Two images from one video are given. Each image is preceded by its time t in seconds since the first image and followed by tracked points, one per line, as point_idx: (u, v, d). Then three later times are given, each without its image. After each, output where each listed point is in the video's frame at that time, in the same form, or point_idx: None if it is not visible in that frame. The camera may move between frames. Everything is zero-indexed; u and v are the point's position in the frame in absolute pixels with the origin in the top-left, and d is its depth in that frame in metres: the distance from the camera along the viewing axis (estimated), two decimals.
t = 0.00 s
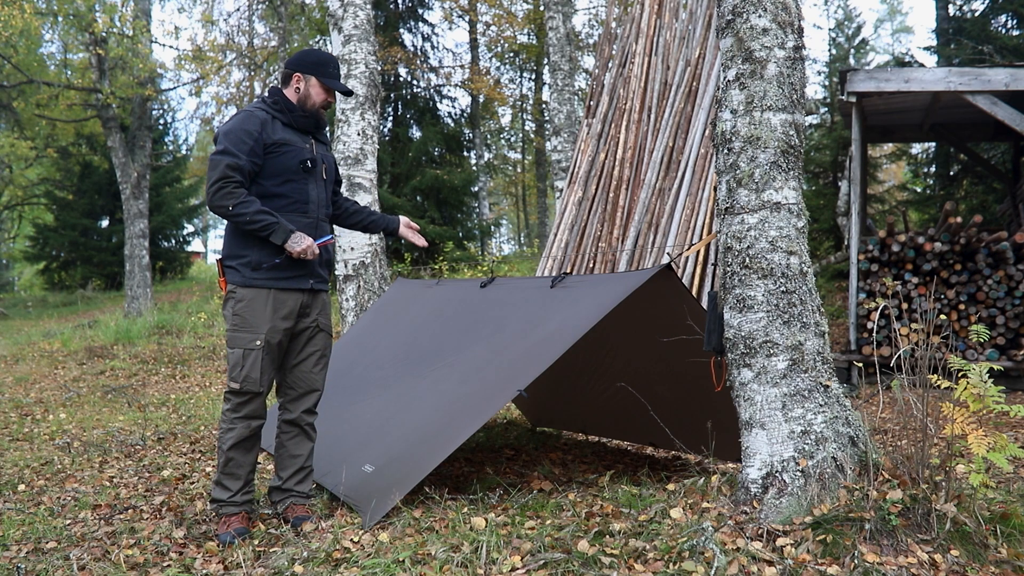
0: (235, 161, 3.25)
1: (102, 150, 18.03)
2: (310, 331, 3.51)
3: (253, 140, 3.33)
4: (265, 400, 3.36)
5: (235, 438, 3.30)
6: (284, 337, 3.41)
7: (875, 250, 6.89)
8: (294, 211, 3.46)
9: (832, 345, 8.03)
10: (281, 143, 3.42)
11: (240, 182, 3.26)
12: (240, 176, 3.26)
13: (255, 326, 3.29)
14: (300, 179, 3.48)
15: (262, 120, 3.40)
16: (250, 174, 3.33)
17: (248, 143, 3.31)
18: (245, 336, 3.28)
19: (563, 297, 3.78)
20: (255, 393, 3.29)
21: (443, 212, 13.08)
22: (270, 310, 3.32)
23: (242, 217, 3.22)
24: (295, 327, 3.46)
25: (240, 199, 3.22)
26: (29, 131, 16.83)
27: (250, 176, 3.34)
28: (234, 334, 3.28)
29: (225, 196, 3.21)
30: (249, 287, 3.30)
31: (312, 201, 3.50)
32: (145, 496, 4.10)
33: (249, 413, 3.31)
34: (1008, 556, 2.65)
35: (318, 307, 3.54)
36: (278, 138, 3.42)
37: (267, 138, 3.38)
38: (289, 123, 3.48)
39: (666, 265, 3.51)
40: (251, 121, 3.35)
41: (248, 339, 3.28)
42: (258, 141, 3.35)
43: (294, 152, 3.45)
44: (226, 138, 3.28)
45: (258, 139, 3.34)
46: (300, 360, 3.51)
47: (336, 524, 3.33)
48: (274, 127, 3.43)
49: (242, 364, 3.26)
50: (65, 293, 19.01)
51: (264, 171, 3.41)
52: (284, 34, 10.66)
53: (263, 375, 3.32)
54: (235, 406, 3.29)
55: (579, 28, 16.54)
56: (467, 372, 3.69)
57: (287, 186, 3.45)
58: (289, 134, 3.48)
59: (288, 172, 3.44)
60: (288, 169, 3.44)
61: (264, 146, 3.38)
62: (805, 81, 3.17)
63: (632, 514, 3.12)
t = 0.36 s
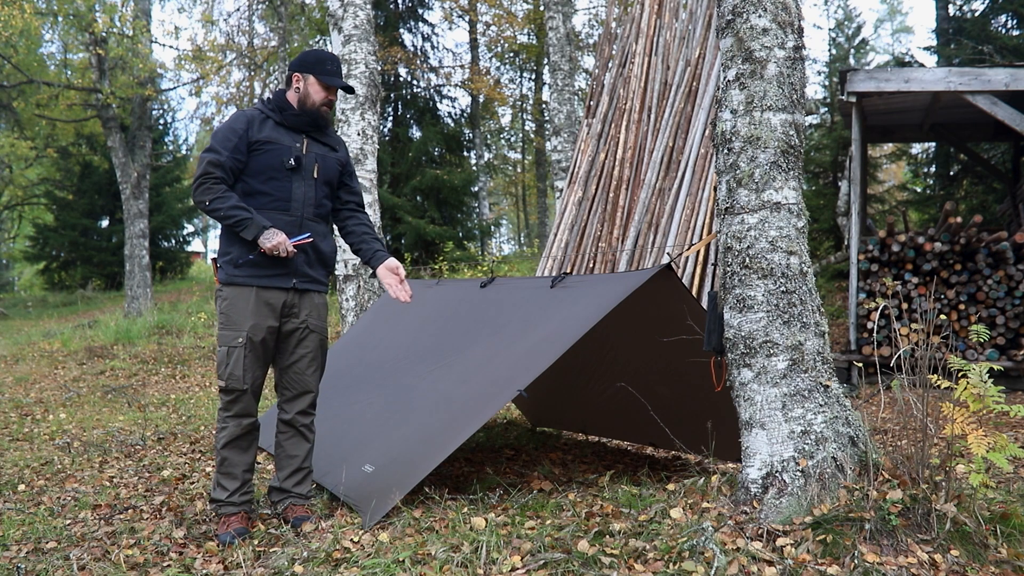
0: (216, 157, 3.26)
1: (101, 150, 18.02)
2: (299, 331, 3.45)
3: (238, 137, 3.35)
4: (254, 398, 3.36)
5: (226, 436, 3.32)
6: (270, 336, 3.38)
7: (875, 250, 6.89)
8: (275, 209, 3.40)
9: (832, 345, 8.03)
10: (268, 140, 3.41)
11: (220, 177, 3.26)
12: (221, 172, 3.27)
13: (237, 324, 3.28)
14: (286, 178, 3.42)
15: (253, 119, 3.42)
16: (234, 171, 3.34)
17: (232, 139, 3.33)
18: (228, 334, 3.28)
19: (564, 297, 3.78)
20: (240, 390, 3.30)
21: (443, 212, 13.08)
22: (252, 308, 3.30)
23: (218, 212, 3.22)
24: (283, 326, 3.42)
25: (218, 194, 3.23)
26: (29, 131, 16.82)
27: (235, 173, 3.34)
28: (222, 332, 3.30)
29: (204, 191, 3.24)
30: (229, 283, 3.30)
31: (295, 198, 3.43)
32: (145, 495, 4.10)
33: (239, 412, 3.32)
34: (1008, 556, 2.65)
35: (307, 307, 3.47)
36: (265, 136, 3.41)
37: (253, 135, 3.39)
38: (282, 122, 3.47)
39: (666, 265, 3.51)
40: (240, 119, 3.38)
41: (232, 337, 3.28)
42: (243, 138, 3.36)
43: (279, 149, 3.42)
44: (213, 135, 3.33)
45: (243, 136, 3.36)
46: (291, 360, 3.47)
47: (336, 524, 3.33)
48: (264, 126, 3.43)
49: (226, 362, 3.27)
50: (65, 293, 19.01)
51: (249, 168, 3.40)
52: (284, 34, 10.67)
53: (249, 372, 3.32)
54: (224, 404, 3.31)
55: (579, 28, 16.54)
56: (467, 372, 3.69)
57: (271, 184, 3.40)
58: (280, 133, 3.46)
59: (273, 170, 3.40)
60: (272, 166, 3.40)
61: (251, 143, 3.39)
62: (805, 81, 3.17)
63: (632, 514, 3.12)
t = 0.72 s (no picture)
0: (210, 159, 3.33)
1: (102, 150, 18.01)
2: (296, 330, 3.44)
3: (232, 138, 3.40)
4: (251, 398, 3.36)
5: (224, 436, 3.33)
6: (265, 335, 3.38)
7: (875, 250, 6.89)
8: (267, 208, 3.40)
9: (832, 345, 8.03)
10: (260, 140, 3.44)
11: (214, 178, 3.32)
12: (215, 173, 3.33)
13: (230, 323, 3.29)
14: (278, 176, 3.43)
15: (248, 120, 3.47)
16: (228, 171, 3.39)
17: (226, 140, 3.38)
18: (223, 334, 3.30)
19: (564, 297, 3.78)
20: (235, 389, 3.30)
21: (443, 212, 13.08)
22: (245, 307, 3.31)
23: (208, 211, 3.26)
24: (278, 326, 3.42)
25: (210, 194, 3.29)
26: (29, 131, 16.83)
27: (229, 173, 3.40)
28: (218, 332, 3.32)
29: (199, 192, 3.31)
30: (223, 283, 3.32)
31: (286, 196, 3.43)
32: (145, 496, 4.10)
33: (235, 412, 3.32)
34: (1008, 556, 2.65)
35: (303, 307, 3.45)
36: (256, 135, 3.44)
37: (246, 136, 3.44)
38: (275, 121, 3.49)
39: (666, 265, 3.52)
40: (235, 121, 3.44)
41: (227, 336, 3.30)
42: (237, 139, 3.41)
43: (270, 148, 3.43)
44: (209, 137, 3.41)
45: (236, 137, 3.41)
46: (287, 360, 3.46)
47: (336, 523, 3.33)
48: (258, 126, 3.47)
49: (221, 362, 3.29)
50: (65, 293, 19.02)
51: (243, 168, 3.43)
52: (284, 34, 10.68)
53: (243, 372, 3.32)
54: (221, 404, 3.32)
55: (579, 28, 16.54)
56: (467, 372, 3.69)
57: (263, 183, 3.42)
58: (274, 132, 3.48)
59: (265, 169, 3.42)
60: (264, 166, 3.42)
61: (244, 143, 3.43)
62: (805, 81, 3.17)
63: (632, 514, 3.12)
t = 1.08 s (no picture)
0: (199, 166, 3.31)
1: (102, 150, 18.01)
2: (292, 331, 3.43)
3: (222, 144, 3.37)
4: (247, 402, 3.34)
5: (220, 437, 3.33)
6: (261, 338, 3.37)
7: (875, 250, 6.89)
8: (257, 215, 3.39)
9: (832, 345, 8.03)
10: (250, 145, 3.40)
11: (203, 188, 3.32)
12: (204, 182, 3.32)
13: (226, 326, 3.29)
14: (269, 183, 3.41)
15: (236, 125, 3.43)
16: (219, 179, 3.37)
17: (215, 147, 3.35)
18: (218, 337, 3.29)
19: (564, 297, 3.78)
20: (232, 393, 3.29)
21: (443, 212, 13.07)
22: (241, 310, 3.31)
23: (195, 226, 3.27)
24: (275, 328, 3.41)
25: (199, 207, 3.28)
26: (28, 131, 16.83)
27: (219, 181, 3.37)
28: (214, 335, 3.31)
29: (188, 203, 3.29)
30: (215, 291, 3.32)
31: (278, 204, 3.41)
32: (145, 495, 4.10)
33: (232, 415, 3.30)
34: (1008, 556, 2.65)
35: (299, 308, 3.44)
36: (247, 141, 3.41)
37: (236, 141, 3.41)
38: (266, 126, 3.46)
39: (666, 265, 3.51)
40: (223, 126, 3.40)
41: (223, 340, 3.28)
42: (226, 144, 3.38)
43: (260, 155, 3.40)
44: (198, 144, 3.37)
45: (226, 143, 3.38)
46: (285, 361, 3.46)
47: (335, 523, 3.33)
48: (247, 131, 3.43)
49: (217, 365, 3.28)
50: (65, 293, 19.03)
51: (232, 174, 3.41)
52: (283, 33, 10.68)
53: (239, 374, 3.30)
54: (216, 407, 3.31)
55: (579, 28, 16.54)
56: (467, 373, 3.69)
57: (253, 190, 3.40)
58: (263, 137, 3.44)
59: (255, 175, 3.39)
60: (254, 172, 3.39)
61: (234, 148, 3.40)
62: (805, 81, 3.17)
63: (632, 514, 3.12)
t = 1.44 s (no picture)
0: (197, 185, 3.25)
1: (102, 150, 18.02)
2: (288, 326, 3.40)
3: (220, 162, 3.29)
4: (240, 407, 3.33)
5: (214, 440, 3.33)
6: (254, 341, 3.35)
7: (875, 250, 6.89)
8: (251, 237, 3.38)
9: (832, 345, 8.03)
10: (249, 165, 3.34)
11: (200, 207, 3.25)
12: (201, 201, 3.26)
13: (218, 330, 3.31)
14: (266, 206, 3.39)
15: (234, 141, 3.35)
16: (216, 197, 3.31)
17: (214, 165, 3.28)
18: (210, 343, 3.31)
19: (564, 297, 3.79)
20: (223, 399, 3.27)
21: (443, 212, 13.07)
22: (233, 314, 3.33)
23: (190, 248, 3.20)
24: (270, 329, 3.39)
25: (195, 228, 3.22)
26: (28, 131, 16.84)
27: (216, 198, 3.32)
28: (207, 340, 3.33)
29: (184, 222, 3.23)
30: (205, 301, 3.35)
31: (273, 227, 3.40)
32: (145, 495, 4.10)
33: (223, 421, 3.29)
34: (1008, 556, 2.65)
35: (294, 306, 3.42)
36: (247, 159, 3.34)
37: (235, 159, 3.33)
38: (264, 143, 3.38)
39: (666, 265, 3.52)
40: (222, 143, 3.31)
41: (214, 344, 3.29)
42: (225, 163, 3.30)
43: (259, 176, 3.35)
44: (196, 159, 3.28)
45: (226, 161, 3.30)
46: (289, 349, 3.37)
47: (336, 523, 3.32)
48: (245, 149, 3.36)
49: (208, 370, 3.27)
50: (65, 293, 19.03)
51: (229, 192, 3.35)
52: (283, 33, 10.69)
53: (231, 378, 3.29)
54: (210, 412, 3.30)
55: (579, 28, 16.54)
56: (468, 372, 3.69)
57: (250, 212, 3.38)
58: (261, 156, 3.38)
59: (252, 197, 3.36)
60: (252, 195, 3.35)
61: (232, 166, 3.33)
62: (805, 81, 3.17)
63: (632, 514, 3.12)
